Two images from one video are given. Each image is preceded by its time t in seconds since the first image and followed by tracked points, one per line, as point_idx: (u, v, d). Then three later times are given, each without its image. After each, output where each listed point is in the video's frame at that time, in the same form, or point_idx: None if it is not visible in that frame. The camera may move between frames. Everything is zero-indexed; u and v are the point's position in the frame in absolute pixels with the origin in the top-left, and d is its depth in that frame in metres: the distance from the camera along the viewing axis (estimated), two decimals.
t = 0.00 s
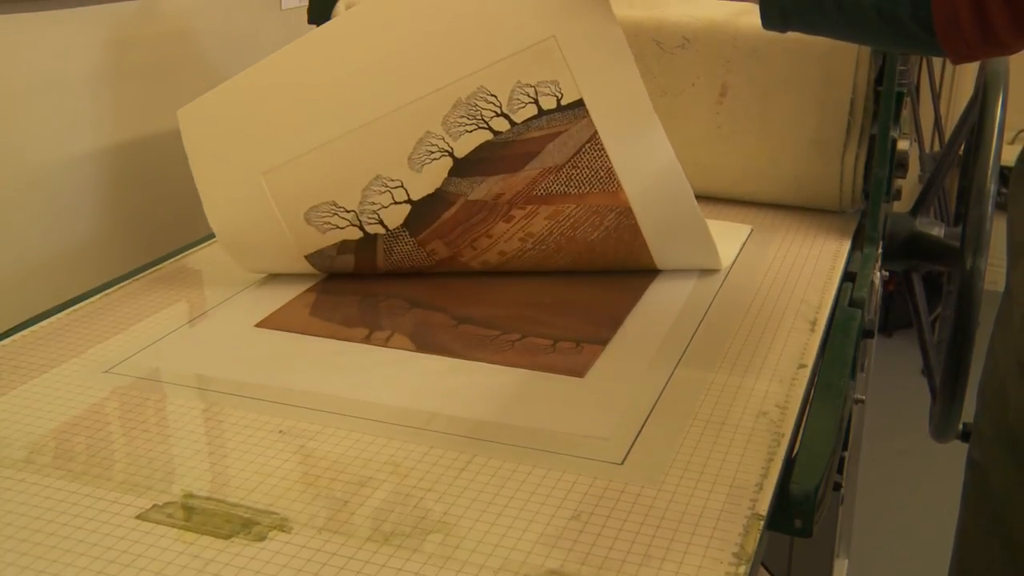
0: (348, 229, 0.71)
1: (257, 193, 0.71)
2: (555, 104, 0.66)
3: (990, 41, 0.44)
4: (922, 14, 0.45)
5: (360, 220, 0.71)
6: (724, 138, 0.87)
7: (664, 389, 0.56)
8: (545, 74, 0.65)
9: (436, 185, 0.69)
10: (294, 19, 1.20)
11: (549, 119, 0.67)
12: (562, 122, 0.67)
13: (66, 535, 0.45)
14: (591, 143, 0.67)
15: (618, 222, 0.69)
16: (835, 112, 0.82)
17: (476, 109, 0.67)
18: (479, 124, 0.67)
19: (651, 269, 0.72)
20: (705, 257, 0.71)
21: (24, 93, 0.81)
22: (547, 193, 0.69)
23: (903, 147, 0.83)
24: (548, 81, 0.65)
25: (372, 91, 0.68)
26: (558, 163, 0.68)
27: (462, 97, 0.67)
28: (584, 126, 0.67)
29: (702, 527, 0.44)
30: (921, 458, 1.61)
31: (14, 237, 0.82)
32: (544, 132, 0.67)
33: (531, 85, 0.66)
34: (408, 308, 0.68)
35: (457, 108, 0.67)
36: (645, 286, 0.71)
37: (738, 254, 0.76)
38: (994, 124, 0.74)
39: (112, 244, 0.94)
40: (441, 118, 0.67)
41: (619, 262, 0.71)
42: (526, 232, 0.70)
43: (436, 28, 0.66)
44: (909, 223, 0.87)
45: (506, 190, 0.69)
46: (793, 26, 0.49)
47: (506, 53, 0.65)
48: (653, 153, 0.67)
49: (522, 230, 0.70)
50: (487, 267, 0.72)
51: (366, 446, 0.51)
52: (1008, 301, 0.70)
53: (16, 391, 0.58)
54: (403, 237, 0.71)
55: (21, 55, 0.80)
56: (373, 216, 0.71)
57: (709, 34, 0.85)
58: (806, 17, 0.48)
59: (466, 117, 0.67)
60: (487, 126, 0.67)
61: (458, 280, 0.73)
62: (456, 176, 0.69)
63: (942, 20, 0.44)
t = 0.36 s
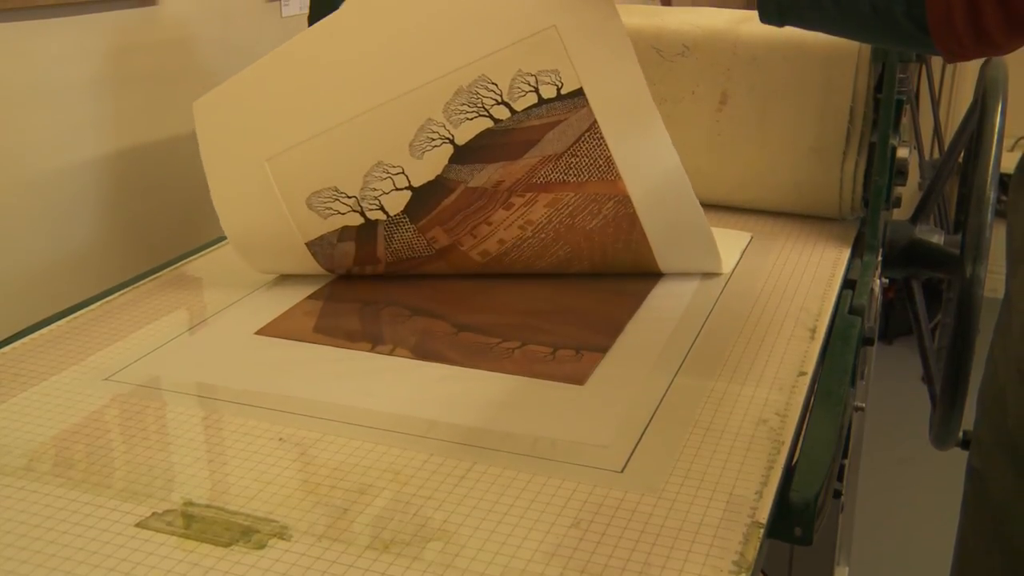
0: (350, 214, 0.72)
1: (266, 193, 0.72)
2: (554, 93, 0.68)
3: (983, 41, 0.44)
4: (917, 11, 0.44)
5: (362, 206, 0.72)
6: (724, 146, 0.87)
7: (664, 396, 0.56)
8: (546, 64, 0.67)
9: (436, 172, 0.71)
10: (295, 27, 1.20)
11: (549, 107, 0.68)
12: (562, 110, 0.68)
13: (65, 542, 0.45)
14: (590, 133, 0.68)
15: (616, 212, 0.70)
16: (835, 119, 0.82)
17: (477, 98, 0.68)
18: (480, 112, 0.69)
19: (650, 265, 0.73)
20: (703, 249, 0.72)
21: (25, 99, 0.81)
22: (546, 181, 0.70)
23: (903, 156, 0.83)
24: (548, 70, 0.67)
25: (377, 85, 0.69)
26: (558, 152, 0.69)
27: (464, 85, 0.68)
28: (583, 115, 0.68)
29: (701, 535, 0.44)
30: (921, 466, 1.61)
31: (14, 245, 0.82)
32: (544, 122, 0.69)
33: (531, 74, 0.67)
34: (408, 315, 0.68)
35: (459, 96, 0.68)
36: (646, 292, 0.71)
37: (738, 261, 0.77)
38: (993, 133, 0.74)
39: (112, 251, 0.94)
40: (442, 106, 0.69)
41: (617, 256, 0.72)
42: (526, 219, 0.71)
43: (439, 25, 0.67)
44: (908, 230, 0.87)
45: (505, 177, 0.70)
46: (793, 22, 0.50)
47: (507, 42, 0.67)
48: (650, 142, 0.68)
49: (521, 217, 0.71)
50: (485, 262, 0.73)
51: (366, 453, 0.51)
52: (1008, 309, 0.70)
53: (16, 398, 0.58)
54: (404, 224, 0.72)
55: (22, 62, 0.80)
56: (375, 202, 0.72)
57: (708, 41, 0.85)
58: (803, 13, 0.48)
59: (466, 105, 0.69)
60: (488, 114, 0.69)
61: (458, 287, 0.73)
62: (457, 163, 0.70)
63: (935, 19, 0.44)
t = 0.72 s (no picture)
0: (352, 206, 0.73)
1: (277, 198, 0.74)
2: (555, 89, 0.68)
3: (979, 45, 0.44)
4: (913, 15, 0.45)
5: (364, 198, 0.73)
6: (724, 155, 0.88)
7: (664, 406, 0.56)
8: (548, 59, 0.67)
9: (438, 165, 0.71)
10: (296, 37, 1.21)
11: (550, 103, 0.68)
12: (563, 106, 0.68)
13: (65, 551, 0.45)
14: (590, 128, 0.69)
15: (615, 206, 0.71)
16: (835, 127, 0.82)
17: (478, 93, 0.68)
18: (482, 107, 0.69)
19: (649, 263, 0.73)
20: (702, 248, 0.72)
21: (26, 108, 0.82)
22: (546, 175, 0.71)
23: (902, 165, 0.83)
24: (550, 66, 0.67)
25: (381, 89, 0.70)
26: (558, 146, 0.70)
27: (466, 80, 0.68)
28: (584, 110, 0.68)
29: (701, 543, 0.44)
30: (921, 475, 1.61)
31: (14, 253, 0.82)
32: (544, 116, 0.69)
33: (533, 69, 0.67)
34: (407, 323, 0.68)
35: (460, 91, 0.69)
36: (646, 300, 0.71)
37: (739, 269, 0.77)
38: (991, 143, 0.74)
39: (113, 260, 0.94)
40: (444, 101, 0.69)
41: (617, 253, 0.72)
42: (525, 214, 0.72)
43: (439, 35, 0.67)
44: (908, 239, 0.87)
45: (505, 171, 0.71)
46: (791, 22, 0.50)
47: (507, 38, 0.67)
48: (650, 143, 0.68)
49: (521, 211, 0.72)
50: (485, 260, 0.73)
51: (366, 462, 0.51)
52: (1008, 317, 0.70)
53: (16, 407, 0.58)
54: (406, 216, 0.73)
55: (23, 72, 0.81)
56: (376, 194, 0.73)
57: (709, 50, 0.86)
58: (802, 12, 0.49)
59: (468, 100, 0.69)
60: (489, 109, 0.69)
61: (458, 295, 0.73)
62: (458, 157, 0.71)
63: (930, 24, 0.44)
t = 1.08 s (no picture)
0: (353, 197, 0.74)
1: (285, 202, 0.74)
2: (557, 84, 0.69)
3: (976, 46, 0.45)
4: (912, 15, 0.45)
5: (366, 188, 0.73)
6: (723, 163, 0.88)
7: (664, 414, 0.56)
8: (550, 54, 0.68)
9: (439, 157, 0.72)
10: (296, 46, 1.21)
11: (552, 97, 0.69)
12: (564, 100, 0.69)
13: (65, 559, 0.45)
14: (591, 123, 0.69)
15: (615, 201, 0.71)
16: (834, 136, 0.82)
17: (481, 86, 0.70)
18: (484, 100, 0.70)
19: (648, 262, 0.73)
20: (702, 249, 0.72)
21: (27, 116, 0.82)
22: (546, 169, 0.71)
23: (902, 173, 0.83)
24: (552, 61, 0.68)
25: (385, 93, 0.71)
26: (559, 140, 0.70)
27: (469, 73, 0.70)
28: (585, 106, 0.69)
29: (701, 551, 0.44)
30: (921, 482, 1.61)
31: (14, 261, 0.82)
32: (545, 111, 0.70)
33: (536, 63, 0.69)
34: (407, 332, 0.68)
35: (463, 83, 0.70)
36: (646, 309, 0.71)
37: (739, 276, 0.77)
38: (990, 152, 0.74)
39: (113, 267, 0.94)
40: (447, 93, 0.70)
41: (616, 249, 0.72)
42: (525, 207, 0.72)
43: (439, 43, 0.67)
44: (908, 247, 0.87)
45: (506, 164, 0.71)
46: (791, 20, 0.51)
47: (507, 34, 0.69)
48: (651, 141, 0.69)
49: (521, 205, 0.72)
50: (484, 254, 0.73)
51: (366, 471, 0.51)
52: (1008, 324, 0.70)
53: (16, 415, 0.58)
54: (407, 208, 0.73)
55: (24, 79, 0.81)
56: (378, 184, 0.73)
57: (708, 58, 0.86)
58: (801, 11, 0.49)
59: (471, 93, 0.70)
60: (491, 102, 0.70)
61: (458, 302, 0.73)
62: (459, 149, 0.71)
63: (929, 23, 0.44)
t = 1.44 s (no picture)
0: (355, 186, 0.74)
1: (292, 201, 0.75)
2: (558, 76, 0.70)
3: (976, 45, 0.45)
4: (914, 12, 0.45)
5: (367, 178, 0.74)
6: (723, 168, 0.88)
7: (664, 419, 0.56)
8: (552, 47, 0.70)
9: (440, 148, 0.73)
10: (297, 52, 1.21)
11: (553, 89, 0.71)
12: (565, 93, 0.71)
13: (65, 566, 0.45)
14: (592, 116, 0.71)
15: (615, 193, 0.72)
16: (833, 141, 0.82)
17: (482, 77, 0.71)
18: (485, 92, 0.72)
19: (648, 258, 0.73)
20: (703, 248, 0.73)
21: (28, 121, 0.82)
22: (546, 161, 0.72)
23: (902, 178, 0.83)
24: (554, 53, 0.70)
25: (390, 93, 0.72)
26: (560, 133, 0.72)
27: (471, 65, 0.71)
28: (586, 98, 0.70)
29: (701, 557, 0.44)
30: (921, 488, 1.61)
31: (14, 267, 0.82)
32: (546, 103, 0.71)
33: (537, 56, 0.70)
34: (407, 337, 0.68)
35: (465, 75, 0.71)
36: (645, 315, 0.71)
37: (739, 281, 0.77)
38: (990, 158, 0.74)
39: (112, 274, 0.95)
40: (448, 84, 0.72)
41: (615, 241, 0.73)
42: (525, 198, 0.73)
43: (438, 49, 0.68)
44: (908, 252, 0.87)
45: (506, 156, 0.73)
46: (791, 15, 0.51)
47: (509, 26, 0.70)
48: (653, 140, 0.70)
49: (521, 196, 0.73)
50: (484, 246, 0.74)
51: (366, 477, 0.51)
52: (1010, 329, 0.70)
53: (16, 421, 0.58)
54: (408, 197, 0.74)
55: (25, 85, 0.81)
56: (380, 174, 0.74)
57: (708, 64, 0.86)
58: (802, 8, 0.49)
59: (472, 84, 0.72)
60: (493, 94, 0.72)
61: (458, 308, 0.73)
62: (460, 140, 0.73)
63: (930, 20, 0.44)
